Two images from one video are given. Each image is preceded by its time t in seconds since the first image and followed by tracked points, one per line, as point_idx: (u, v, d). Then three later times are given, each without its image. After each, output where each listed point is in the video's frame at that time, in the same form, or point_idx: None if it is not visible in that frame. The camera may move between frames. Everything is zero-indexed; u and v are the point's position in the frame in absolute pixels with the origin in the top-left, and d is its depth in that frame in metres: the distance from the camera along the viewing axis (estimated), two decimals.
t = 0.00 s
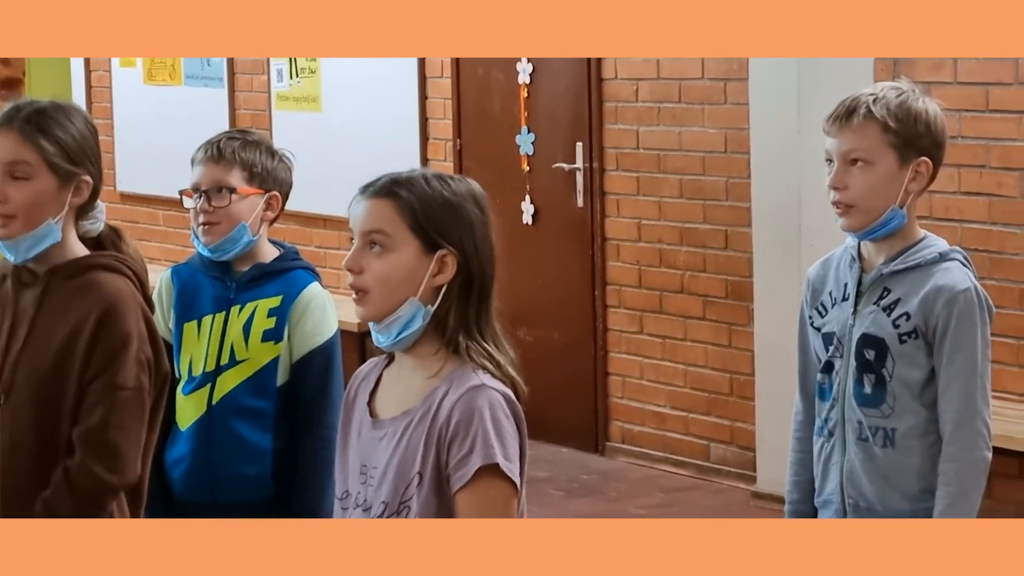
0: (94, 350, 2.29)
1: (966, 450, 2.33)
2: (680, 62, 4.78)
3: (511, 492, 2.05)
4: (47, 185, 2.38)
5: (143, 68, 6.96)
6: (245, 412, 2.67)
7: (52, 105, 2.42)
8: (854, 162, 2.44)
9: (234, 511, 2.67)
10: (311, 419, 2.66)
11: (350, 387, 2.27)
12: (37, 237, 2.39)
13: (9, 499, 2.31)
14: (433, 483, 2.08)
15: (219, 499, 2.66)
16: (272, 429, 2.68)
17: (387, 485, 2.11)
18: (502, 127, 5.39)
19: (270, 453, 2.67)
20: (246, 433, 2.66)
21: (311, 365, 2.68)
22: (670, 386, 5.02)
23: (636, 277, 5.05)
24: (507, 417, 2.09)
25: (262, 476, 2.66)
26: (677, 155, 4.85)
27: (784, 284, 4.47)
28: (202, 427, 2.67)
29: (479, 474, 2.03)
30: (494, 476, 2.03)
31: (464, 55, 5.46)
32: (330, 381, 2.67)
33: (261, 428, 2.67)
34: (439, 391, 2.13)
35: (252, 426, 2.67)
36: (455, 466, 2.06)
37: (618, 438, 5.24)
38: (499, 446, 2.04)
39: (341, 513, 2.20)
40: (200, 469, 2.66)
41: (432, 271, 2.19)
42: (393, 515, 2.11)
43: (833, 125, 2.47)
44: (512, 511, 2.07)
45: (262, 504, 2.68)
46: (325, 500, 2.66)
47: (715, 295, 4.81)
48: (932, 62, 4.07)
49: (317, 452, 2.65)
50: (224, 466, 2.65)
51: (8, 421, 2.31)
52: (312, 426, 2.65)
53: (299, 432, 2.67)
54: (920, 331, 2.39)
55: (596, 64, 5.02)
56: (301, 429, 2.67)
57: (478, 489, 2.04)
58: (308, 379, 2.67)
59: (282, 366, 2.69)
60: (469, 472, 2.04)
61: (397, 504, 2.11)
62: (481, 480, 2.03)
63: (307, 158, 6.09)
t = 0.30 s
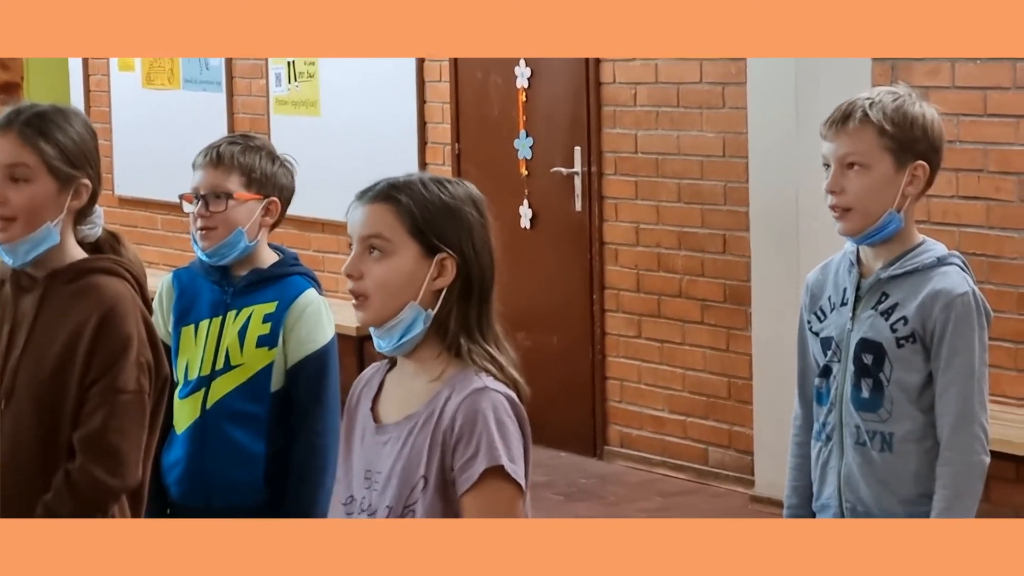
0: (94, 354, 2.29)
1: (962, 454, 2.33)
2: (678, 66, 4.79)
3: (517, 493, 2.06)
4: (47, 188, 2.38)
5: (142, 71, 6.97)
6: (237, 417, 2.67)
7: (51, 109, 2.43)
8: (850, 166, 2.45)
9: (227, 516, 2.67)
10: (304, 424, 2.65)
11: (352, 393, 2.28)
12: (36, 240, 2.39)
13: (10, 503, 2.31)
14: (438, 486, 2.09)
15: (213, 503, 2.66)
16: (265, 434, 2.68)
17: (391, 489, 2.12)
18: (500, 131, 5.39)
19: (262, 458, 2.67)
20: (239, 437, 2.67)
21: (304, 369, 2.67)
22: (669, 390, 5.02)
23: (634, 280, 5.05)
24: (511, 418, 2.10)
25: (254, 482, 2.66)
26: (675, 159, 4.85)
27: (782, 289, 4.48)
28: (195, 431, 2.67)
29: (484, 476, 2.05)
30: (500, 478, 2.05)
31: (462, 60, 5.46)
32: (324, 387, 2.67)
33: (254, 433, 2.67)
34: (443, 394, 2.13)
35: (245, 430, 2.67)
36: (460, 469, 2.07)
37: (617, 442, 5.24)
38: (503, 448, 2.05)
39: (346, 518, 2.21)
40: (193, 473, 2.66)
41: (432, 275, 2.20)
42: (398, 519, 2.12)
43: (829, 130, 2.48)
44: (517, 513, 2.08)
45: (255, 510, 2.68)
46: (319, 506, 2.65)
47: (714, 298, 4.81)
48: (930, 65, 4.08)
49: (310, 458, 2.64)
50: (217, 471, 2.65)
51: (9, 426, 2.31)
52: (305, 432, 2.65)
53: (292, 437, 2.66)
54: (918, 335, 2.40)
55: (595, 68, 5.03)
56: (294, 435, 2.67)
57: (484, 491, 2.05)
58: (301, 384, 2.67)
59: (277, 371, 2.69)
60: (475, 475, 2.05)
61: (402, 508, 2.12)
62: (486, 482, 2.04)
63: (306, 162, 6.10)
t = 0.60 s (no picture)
0: (101, 364, 2.28)
1: (970, 465, 2.32)
2: (685, 76, 4.79)
3: (530, 503, 2.08)
4: (54, 198, 2.38)
5: (149, 82, 6.98)
6: (243, 429, 2.67)
7: (59, 118, 2.43)
8: (860, 176, 2.44)
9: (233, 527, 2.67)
10: (307, 437, 2.64)
11: (365, 402, 2.30)
12: (42, 249, 2.38)
13: (18, 513, 2.31)
14: (451, 496, 2.11)
15: (218, 514, 2.67)
16: (269, 445, 2.67)
17: (405, 499, 2.14)
18: (506, 141, 5.39)
19: (266, 470, 2.66)
20: (243, 449, 2.66)
21: (310, 381, 2.66)
22: (676, 400, 5.01)
23: (641, 290, 5.05)
24: (523, 428, 2.12)
25: (259, 493, 2.66)
26: (682, 169, 4.85)
27: (789, 299, 4.47)
28: (200, 442, 2.67)
29: (499, 487, 2.07)
30: (513, 488, 2.06)
31: (469, 70, 5.47)
32: (328, 399, 2.65)
33: (258, 445, 2.67)
34: (455, 405, 2.15)
35: (249, 442, 2.66)
36: (473, 480, 2.09)
37: (624, 452, 5.23)
38: (517, 458, 2.06)
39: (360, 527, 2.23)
40: (198, 484, 2.66)
41: (441, 285, 2.20)
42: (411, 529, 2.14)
43: (838, 139, 2.47)
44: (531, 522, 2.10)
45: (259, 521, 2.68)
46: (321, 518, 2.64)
47: (721, 308, 4.81)
48: (938, 75, 4.09)
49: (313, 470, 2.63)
50: (222, 483, 2.66)
51: (16, 435, 2.31)
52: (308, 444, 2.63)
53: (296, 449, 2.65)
54: (927, 346, 2.39)
55: (602, 78, 5.03)
56: (298, 447, 2.65)
57: (497, 501, 2.07)
58: (305, 396, 2.66)
59: (281, 383, 2.68)
60: (488, 485, 2.07)
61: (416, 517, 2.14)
62: (500, 492, 2.06)
63: (313, 172, 6.10)
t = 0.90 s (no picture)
0: (109, 369, 2.29)
1: (970, 473, 2.32)
2: (695, 81, 4.79)
3: (540, 509, 2.09)
4: (63, 207, 2.39)
5: (159, 86, 7.00)
6: (250, 434, 2.67)
7: (67, 126, 2.44)
8: (869, 184, 2.45)
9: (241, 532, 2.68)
10: (315, 441, 2.65)
11: (376, 408, 2.30)
12: (52, 255, 2.39)
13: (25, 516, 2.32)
14: (461, 501, 2.11)
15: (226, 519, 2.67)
16: (276, 451, 2.67)
17: (415, 505, 2.14)
18: (516, 146, 5.39)
19: (273, 475, 2.67)
20: (251, 453, 2.67)
21: (318, 387, 2.67)
22: (686, 405, 5.01)
23: (650, 295, 5.05)
24: (534, 434, 2.12)
25: (266, 498, 2.66)
26: (691, 174, 4.85)
27: (798, 304, 4.47)
28: (208, 447, 2.68)
29: (509, 492, 2.07)
30: (523, 494, 2.07)
31: (479, 75, 5.47)
32: (335, 403, 2.66)
33: (265, 450, 2.67)
34: (467, 410, 2.15)
35: (257, 446, 2.67)
36: (483, 485, 2.09)
37: (634, 457, 5.23)
38: (527, 464, 2.07)
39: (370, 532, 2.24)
40: (205, 489, 2.67)
41: (454, 291, 2.21)
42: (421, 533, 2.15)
43: (848, 147, 2.47)
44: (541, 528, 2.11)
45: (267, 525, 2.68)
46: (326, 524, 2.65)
47: (730, 313, 4.81)
48: (947, 79, 4.07)
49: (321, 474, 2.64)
50: (229, 488, 2.66)
51: (23, 439, 2.32)
52: (316, 449, 2.64)
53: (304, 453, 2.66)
54: (930, 354, 2.39)
55: (611, 83, 5.03)
56: (307, 452, 2.66)
57: (507, 506, 2.08)
58: (313, 401, 2.66)
59: (289, 389, 2.69)
60: (498, 491, 2.07)
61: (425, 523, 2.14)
62: (510, 497, 2.07)
63: (323, 177, 6.11)
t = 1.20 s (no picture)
0: (118, 379, 2.30)
1: (969, 485, 2.31)
2: (705, 92, 4.79)
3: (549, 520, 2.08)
4: (76, 217, 2.40)
5: (171, 98, 7.02)
6: (263, 444, 2.67)
7: (80, 135, 2.45)
8: (877, 198, 2.44)
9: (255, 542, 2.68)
10: (328, 450, 2.65)
11: (387, 418, 2.31)
12: (62, 265, 2.40)
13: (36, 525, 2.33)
14: (471, 513, 2.12)
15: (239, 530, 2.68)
16: (290, 461, 2.68)
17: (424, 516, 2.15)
18: (527, 157, 5.39)
19: (287, 486, 2.67)
20: (263, 464, 2.67)
21: (330, 397, 2.67)
22: (697, 416, 5.00)
23: (661, 306, 5.04)
24: (543, 446, 2.12)
25: (279, 506, 2.67)
26: (702, 185, 4.85)
27: (809, 316, 4.46)
28: (220, 458, 2.67)
29: (518, 504, 2.07)
30: (532, 506, 2.06)
31: (490, 86, 5.48)
32: (347, 414, 2.66)
33: (279, 460, 2.68)
34: (476, 421, 2.15)
35: (270, 457, 2.67)
36: (492, 496, 2.09)
37: (645, 468, 5.22)
38: (535, 476, 2.06)
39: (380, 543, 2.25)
40: (218, 501, 2.67)
41: (463, 303, 2.22)
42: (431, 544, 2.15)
43: (856, 160, 2.47)
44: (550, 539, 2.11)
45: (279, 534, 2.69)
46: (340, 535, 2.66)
47: (741, 324, 4.80)
48: (957, 90, 4.06)
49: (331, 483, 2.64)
50: (242, 499, 2.66)
51: (33, 448, 2.32)
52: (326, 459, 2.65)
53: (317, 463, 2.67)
54: (932, 365, 2.38)
55: (621, 94, 5.03)
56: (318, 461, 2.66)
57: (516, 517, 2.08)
58: (325, 410, 2.67)
59: (301, 399, 2.69)
60: (507, 503, 2.07)
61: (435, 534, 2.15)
62: (519, 509, 2.06)
63: (335, 189, 6.12)
